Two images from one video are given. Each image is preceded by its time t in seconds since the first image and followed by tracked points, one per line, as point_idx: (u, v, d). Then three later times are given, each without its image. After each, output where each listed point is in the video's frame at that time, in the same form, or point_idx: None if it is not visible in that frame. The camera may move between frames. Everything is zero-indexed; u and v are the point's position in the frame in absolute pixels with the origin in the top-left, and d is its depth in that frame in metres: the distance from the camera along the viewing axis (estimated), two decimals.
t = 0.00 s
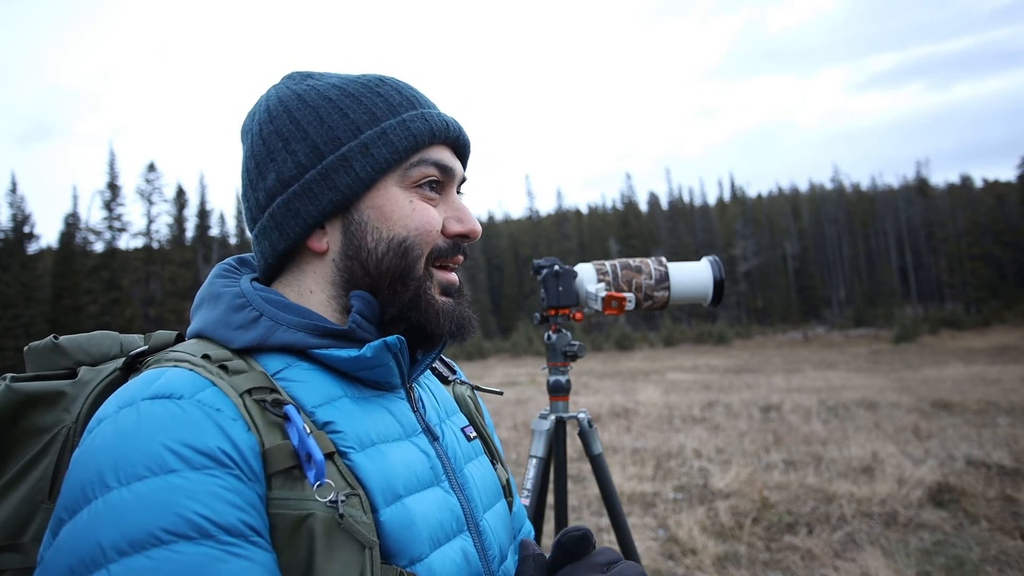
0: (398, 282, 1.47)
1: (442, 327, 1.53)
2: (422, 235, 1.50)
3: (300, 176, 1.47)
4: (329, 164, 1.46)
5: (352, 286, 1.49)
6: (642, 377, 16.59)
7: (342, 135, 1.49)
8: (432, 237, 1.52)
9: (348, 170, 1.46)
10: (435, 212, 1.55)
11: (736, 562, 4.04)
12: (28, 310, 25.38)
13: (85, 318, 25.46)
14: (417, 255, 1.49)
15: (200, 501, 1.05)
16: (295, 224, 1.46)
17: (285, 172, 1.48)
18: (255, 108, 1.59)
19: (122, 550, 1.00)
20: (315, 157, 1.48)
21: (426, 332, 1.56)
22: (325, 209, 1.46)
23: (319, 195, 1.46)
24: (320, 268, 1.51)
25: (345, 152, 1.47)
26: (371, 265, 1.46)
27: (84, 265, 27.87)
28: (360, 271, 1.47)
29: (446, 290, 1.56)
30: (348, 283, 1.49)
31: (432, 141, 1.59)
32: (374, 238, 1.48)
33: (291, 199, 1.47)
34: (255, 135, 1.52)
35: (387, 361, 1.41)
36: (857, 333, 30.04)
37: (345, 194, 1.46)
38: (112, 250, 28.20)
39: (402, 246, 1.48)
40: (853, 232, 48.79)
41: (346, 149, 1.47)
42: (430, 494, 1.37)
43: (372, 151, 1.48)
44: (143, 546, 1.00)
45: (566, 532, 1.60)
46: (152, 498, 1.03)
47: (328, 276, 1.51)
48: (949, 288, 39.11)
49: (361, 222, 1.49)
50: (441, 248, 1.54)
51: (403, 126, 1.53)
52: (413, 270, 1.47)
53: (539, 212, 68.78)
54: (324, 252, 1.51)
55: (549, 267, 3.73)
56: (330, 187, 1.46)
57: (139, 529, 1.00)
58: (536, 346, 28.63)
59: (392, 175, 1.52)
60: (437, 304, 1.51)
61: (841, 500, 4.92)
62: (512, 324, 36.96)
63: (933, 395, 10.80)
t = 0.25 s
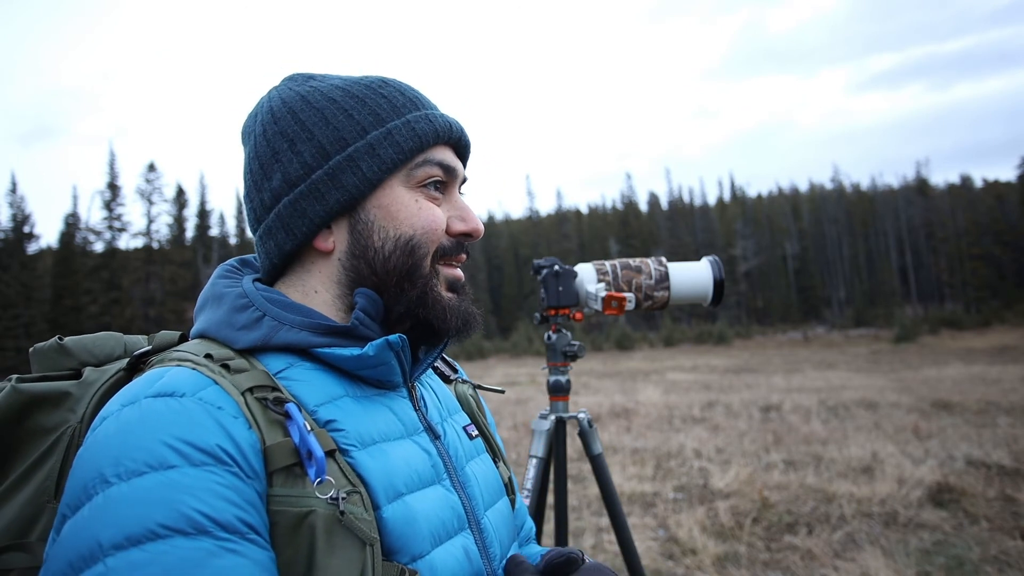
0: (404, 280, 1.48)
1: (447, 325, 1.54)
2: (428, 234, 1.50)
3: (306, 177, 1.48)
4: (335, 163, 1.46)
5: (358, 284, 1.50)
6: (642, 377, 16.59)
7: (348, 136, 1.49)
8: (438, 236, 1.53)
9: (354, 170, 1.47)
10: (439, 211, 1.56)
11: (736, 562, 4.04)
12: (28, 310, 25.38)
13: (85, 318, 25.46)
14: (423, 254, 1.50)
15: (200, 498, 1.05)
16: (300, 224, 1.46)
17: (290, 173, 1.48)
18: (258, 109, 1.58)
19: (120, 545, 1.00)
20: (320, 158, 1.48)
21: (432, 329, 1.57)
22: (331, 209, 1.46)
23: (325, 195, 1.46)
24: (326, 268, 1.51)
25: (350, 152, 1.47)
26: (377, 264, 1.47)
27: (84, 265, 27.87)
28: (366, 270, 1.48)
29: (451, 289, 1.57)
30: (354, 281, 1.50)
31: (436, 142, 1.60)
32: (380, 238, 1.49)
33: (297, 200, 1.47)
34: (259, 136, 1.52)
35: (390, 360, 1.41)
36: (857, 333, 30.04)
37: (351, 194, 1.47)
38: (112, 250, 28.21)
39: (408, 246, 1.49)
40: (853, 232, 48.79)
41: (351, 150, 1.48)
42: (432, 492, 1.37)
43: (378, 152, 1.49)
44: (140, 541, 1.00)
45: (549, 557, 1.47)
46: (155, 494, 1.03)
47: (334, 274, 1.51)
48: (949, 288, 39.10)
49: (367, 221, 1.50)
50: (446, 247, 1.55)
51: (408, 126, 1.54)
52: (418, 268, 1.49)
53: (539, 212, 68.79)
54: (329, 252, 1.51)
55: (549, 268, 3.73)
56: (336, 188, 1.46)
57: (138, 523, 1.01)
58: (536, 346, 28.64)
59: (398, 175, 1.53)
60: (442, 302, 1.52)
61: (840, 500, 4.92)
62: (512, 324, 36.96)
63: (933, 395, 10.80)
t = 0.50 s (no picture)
0: (410, 281, 1.48)
1: (452, 324, 1.56)
2: (434, 235, 1.51)
3: (313, 178, 1.48)
4: (342, 165, 1.47)
5: (363, 284, 1.50)
6: (642, 377, 16.60)
7: (354, 138, 1.50)
8: (442, 238, 1.55)
9: (362, 172, 1.47)
10: (444, 212, 1.57)
11: (736, 561, 4.04)
12: (28, 310, 25.36)
13: (85, 319, 25.48)
14: (429, 255, 1.51)
15: (204, 497, 1.06)
16: (306, 226, 1.46)
17: (297, 174, 1.48)
18: (261, 110, 1.58)
19: (127, 544, 1.00)
20: (327, 159, 1.48)
21: (436, 328, 1.57)
22: (338, 210, 1.46)
23: (332, 197, 1.46)
24: (332, 269, 1.51)
25: (358, 154, 1.48)
26: (384, 265, 1.48)
27: (84, 265, 27.87)
28: (372, 270, 1.49)
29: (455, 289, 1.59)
30: (358, 280, 1.50)
31: (441, 144, 1.61)
32: (387, 239, 1.49)
33: (304, 200, 1.46)
34: (263, 137, 1.52)
35: (393, 360, 1.41)
36: (857, 333, 30.05)
37: (357, 195, 1.47)
38: (112, 250, 28.22)
39: (414, 246, 1.50)
40: (853, 232, 48.78)
41: (358, 152, 1.48)
42: (433, 492, 1.37)
43: (384, 154, 1.49)
44: (146, 541, 1.00)
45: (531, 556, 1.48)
46: (159, 494, 1.03)
47: (339, 275, 1.51)
48: (949, 288, 39.11)
49: (374, 222, 1.50)
50: (449, 246, 1.57)
51: (413, 128, 1.55)
52: (423, 269, 1.49)
53: (539, 212, 68.79)
54: (335, 252, 1.50)
55: (549, 268, 3.73)
56: (343, 188, 1.47)
57: (144, 524, 1.01)
58: (536, 346, 28.65)
59: (404, 177, 1.54)
60: (447, 302, 1.53)
61: (841, 500, 4.92)
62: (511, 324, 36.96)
63: (933, 395, 10.80)
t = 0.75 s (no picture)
0: (415, 281, 1.49)
1: (456, 323, 1.57)
2: (439, 235, 1.52)
3: (320, 178, 1.48)
4: (350, 165, 1.47)
5: (368, 283, 1.50)
6: (642, 377, 16.59)
7: (361, 138, 1.50)
8: (447, 238, 1.55)
9: (369, 172, 1.48)
10: (449, 213, 1.58)
11: (736, 562, 4.04)
12: (28, 310, 25.33)
13: (85, 319, 25.49)
14: (434, 255, 1.52)
15: (210, 497, 1.05)
16: (312, 226, 1.46)
17: (303, 174, 1.48)
18: (266, 110, 1.58)
19: (134, 544, 1.00)
20: (335, 160, 1.48)
21: (441, 327, 1.58)
22: (345, 209, 1.46)
23: (339, 197, 1.46)
24: (337, 269, 1.51)
25: (365, 154, 1.48)
26: (390, 265, 1.48)
27: (84, 265, 27.86)
28: (379, 270, 1.49)
29: (459, 288, 1.60)
30: (363, 279, 1.50)
31: (445, 146, 1.62)
32: (393, 239, 1.50)
33: (310, 201, 1.47)
34: (268, 137, 1.52)
35: (396, 360, 1.41)
36: (857, 333, 30.03)
37: (364, 195, 1.47)
38: (112, 250, 28.22)
39: (419, 246, 1.50)
40: (853, 232, 48.74)
41: (364, 152, 1.49)
42: (435, 491, 1.38)
43: (392, 154, 1.50)
44: (154, 541, 1.01)
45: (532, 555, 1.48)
46: (164, 493, 1.03)
47: (345, 275, 1.51)
48: (949, 288, 39.08)
49: (380, 223, 1.51)
50: (453, 247, 1.58)
51: (419, 130, 1.55)
52: (429, 269, 1.50)
53: (539, 212, 68.77)
54: (340, 252, 1.50)
55: (549, 267, 3.73)
56: (351, 188, 1.47)
57: (151, 523, 1.01)
58: (536, 346, 28.65)
59: (409, 178, 1.54)
60: (451, 302, 1.54)
61: (841, 500, 4.92)
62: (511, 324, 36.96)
63: (933, 395, 10.80)
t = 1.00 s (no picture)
0: (420, 281, 1.49)
1: (460, 324, 1.57)
2: (445, 237, 1.52)
3: (328, 178, 1.47)
4: (358, 166, 1.47)
5: (372, 284, 1.50)
6: (642, 377, 16.59)
7: (370, 140, 1.50)
8: (452, 240, 1.56)
9: (377, 173, 1.48)
10: (454, 215, 1.58)
11: (736, 561, 4.04)
12: (28, 310, 25.31)
13: (85, 318, 25.49)
14: (440, 256, 1.52)
15: (214, 496, 1.05)
16: (319, 226, 1.46)
17: (311, 173, 1.47)
18: (272, 110, 1.57)
19: (138, 543, 1.00)
20: (343, 160, 1.48)
21: (445, 328, 1.59)
22: (353, 210, 1.46)
23: (347, 197, 1.46)
24: (343, 269, 1.51)
25: (374, 155, 1.48)
26: (397, 265, 1.48)
27: (84, 265, 27.85)
28: (384, 271, 1.49)
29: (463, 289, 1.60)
30: (368, 279, 1.50)
31: (451, 150, 1.62)
32: (399, 240, 1.50)
33: (318, 200, 1.46)
34: (276, 137, 1.51)
35: (400, 359, 1.41)
36: (857, 333, 30.04)
37: (372, 196, 1.48)
38: (112, 250, 28.23)
39: (425, 247, 1.50)
40: (853, 232, 48.75)
41: (372, 153, 1.49)
42: (437, 490, 1.38)
43: (400, 155, 1.50)
44: (159, 539, 1.01)
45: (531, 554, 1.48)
46: (168, 491, 1.03)
47: (351, 275, 1.51)
48: (949, 288, 39.09)
49: (386, 223, 1.51)
50: (457, 249, 1.58)
51: (426, 133, 1.56)
52: (434, 270, 1.50)
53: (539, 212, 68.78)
54: (346, 253, 1.50)
55: (549, 267, 3.73)
56: (359, 189, 1.47)
57: (156, 522, 1.01)
58: (536, 346, 28.65)
59: (417, 180, 1.55)
60: (455, 303, 1.55)
61: (841, 499, 4.92)
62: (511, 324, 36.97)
63: (933, 395, 10.80)
